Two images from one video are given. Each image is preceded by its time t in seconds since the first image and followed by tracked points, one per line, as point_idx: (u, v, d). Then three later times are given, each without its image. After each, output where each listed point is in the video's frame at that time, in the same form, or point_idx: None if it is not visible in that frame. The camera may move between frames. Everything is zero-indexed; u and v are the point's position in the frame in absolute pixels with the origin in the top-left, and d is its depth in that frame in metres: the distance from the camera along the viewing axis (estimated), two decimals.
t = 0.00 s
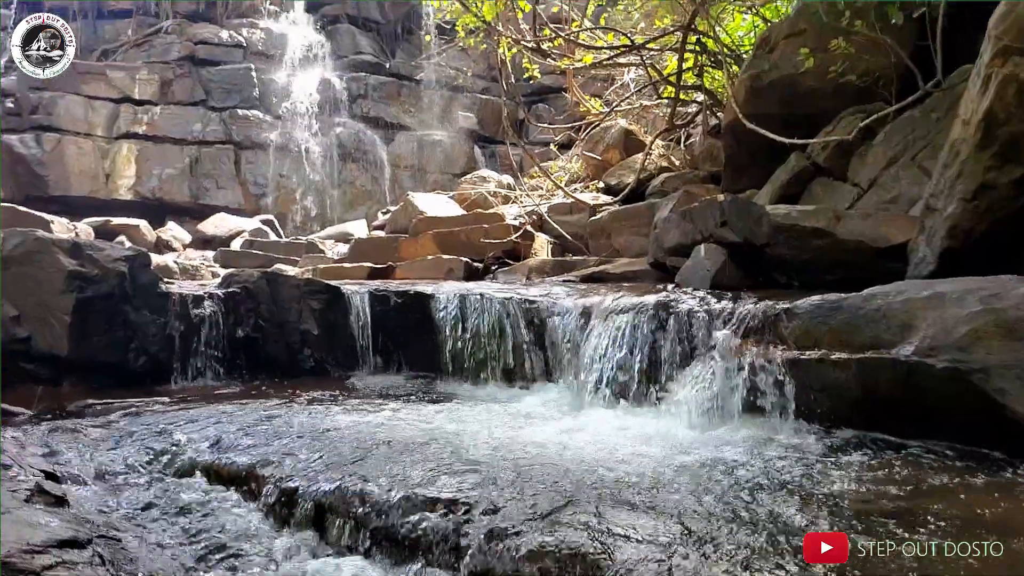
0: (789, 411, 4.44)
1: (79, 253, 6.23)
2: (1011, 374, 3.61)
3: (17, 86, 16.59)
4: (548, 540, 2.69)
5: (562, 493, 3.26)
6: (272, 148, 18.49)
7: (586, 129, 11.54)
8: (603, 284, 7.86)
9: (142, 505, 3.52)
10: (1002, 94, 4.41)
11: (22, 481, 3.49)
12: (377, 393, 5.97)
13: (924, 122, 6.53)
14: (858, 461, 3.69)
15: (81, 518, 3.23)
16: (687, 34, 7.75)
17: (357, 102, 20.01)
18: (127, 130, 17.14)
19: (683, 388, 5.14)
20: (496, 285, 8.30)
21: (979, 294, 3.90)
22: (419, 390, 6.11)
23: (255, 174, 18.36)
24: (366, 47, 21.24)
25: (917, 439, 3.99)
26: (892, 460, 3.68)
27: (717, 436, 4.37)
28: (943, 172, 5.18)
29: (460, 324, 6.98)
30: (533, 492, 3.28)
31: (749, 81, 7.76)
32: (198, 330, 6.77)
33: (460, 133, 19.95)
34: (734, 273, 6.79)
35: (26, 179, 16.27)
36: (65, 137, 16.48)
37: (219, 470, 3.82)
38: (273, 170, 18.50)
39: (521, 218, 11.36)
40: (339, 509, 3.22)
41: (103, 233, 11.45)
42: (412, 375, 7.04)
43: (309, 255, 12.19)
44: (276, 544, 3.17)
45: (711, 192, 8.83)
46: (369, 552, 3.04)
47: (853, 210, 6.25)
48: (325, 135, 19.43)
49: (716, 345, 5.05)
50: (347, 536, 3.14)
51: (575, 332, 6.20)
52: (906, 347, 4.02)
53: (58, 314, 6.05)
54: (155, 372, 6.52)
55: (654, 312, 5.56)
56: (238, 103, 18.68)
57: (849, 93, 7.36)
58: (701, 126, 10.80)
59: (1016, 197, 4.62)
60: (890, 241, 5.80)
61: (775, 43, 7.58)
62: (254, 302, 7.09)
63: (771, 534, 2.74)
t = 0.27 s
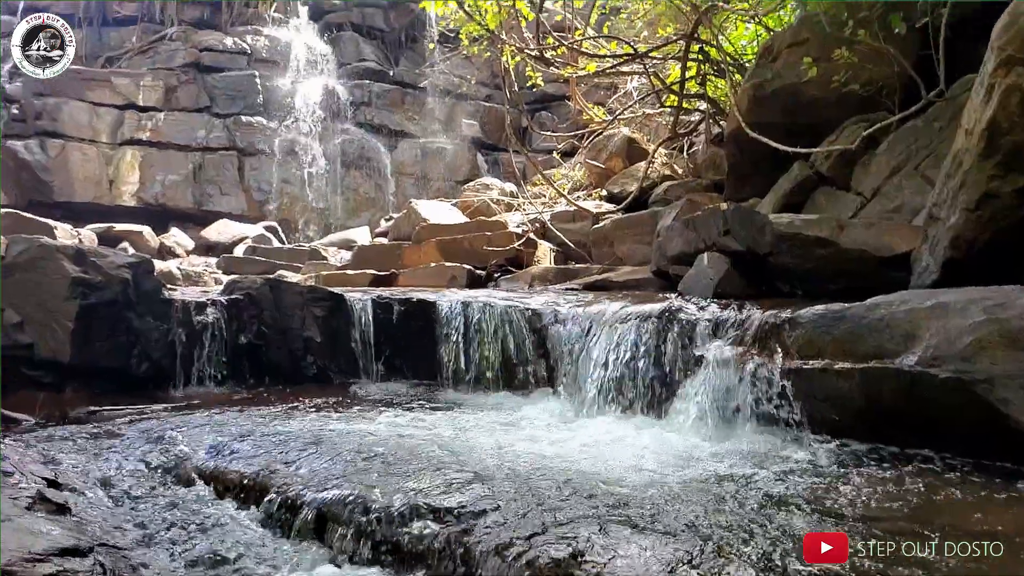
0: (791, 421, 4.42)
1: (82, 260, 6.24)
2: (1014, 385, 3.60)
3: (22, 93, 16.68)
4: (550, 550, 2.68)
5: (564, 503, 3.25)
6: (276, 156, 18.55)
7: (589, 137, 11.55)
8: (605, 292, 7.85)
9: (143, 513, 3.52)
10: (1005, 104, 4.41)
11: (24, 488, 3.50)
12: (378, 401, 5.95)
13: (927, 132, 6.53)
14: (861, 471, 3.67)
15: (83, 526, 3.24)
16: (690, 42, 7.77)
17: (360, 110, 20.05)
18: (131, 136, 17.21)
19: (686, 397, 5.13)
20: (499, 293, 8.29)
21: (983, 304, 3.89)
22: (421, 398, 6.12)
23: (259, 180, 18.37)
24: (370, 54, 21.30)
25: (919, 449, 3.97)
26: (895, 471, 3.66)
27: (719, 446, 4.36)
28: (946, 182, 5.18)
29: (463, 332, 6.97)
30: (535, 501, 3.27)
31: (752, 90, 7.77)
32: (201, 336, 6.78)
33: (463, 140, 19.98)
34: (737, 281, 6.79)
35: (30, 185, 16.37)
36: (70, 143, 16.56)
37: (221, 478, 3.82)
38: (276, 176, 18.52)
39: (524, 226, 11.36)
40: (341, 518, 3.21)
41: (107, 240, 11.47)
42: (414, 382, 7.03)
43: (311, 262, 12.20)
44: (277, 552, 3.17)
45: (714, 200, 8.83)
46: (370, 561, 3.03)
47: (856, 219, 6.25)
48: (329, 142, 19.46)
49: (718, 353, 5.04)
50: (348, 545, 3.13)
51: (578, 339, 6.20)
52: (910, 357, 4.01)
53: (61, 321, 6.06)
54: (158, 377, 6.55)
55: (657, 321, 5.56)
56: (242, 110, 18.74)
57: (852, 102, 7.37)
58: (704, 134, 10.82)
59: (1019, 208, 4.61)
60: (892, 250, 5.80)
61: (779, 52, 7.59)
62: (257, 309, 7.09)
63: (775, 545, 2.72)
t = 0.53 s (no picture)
0: (794, 432, 4.40)
1: (85, 265, 6.25)
2: (1017, 397, 3.59)
3: (27, 97, 16.81)
4: (551, 558, 2.67)
5: (566, 512, 3.24)
6: (279, 161, 18.58)
7: (592, 145, 11.58)
8: (608, 301, 7.86)
9: (144, 519, 3.51)
10: (1009, 116, 4.40)
11: (25, 495, 3.50)
12: (378, 408, 5.94)
13: (930, 142, 6.54)
14: (861, 483, 3.66)
15: (84, 533, 3.24)
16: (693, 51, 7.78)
17: (364, 116, 20.10)
18: (135, 141, 17.28)
19: (688, 407, 5.12)
20: (501, 301, 8.29)
21: (985, 315, 3.88)
22: (422, 406, 6.11)
23: (262, 186, 18.38)
24: (374, 61, 21.39)
25: (921, 461, 3.96)
26: (898, 483, 3.64)
27: (722, 456, 4.35)
28: (949, 193, 5.18)
29: (465, 340, 6.97)
30: (537, 510, 3.26)
31: (755, 99, 7.78)
32: (203, 342, 6.76)
33: (467, 147, 20.04)
34: (740, 291, 6.78)
35: (34, 189, 16.46)
36: (74, 148, 16.64)
37: (222, 485, 3.81)
38: (279, 182, 18.52)
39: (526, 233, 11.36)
40: (342, 526, 3.20)
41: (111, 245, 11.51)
42: (416, 390, 7.02)
43: (314, 268, 12.22)
44: (278, 560, 3.16)
45: (717, 209, 8.84)
46: (371, 569, 3.03)
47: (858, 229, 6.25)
48: (334, 145, 19.34)
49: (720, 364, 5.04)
50: (349, 554, 3.12)
51: (579, 349, 6.20)
52: (912, 368, 4.00)
53: (64, 326, 6.06)
54: (160, 383, 6.54)
55: (659, 330, 5.55)
56: (246, 115, 18.81)
57: (855, 112, 7.37)
58: (706, 143, 10.84)
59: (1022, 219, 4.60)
60: (895, 260, 5.79)
61: (782, 62, 7.60)
62: (260, 315, 7.08)
63: (777, 556, 2.72)
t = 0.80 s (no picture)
0: (797, 442, 4.38)
1: (88, 271, 6.25)
2: (1020, 408, 3.58)
3: (31, 103, 16.87)
4: (552, 568, 2.66)
5: (567, 521, 3.23)
6: (282, 168, 18.62)
7: (594, 153, 11.58)
8: (610, 309, 7.85)
9: (145, 528, 3.50)
10: (1011, 126, 4.40)
11: (26, 503, 3.49)
12: (378, 416, 5.93)
13: (933, 151, 6.53)
14: (864, 493, 3.65)
15: (85, 542, 3.23)
16: (696, 59, 7.79)
17: (367, 123, 20.15)
18: (138, 147, 17.33)
19: (690, 416, 5.10)
20: (503, 308, 8.30)
21: (988, 325, 3.87)
22: (424, 413, 6.10)
23: (264, 192, 18.41)
24: (377, 69, 21.47)
25: (924, 472, 3.95)
26: (900, 494, 3.64)
27: (724, 466, 4.34)
28: (952, 203, 5.18)
29: (467, 348, 6.97)
30: (538, 520, 3.25)
31: (757, 108, 7.79)
32: (205, 349, 6.76)
33: (469, 154, 20.09)
34: (742, 300, 6.77)
35: (37, 195, 16.51)
36: (77, 154, 16.69)
37: (223, 493, 3.81)
38: (282, 188, 18.57)
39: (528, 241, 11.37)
40: (343, 534, 3.19)
41: (114, 251, 11.53)
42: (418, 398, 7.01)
43: (316, 275, 12.23)
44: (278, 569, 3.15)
45: (719, 218, 8.84)
46: None
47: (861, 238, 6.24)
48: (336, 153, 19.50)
49: (722, 373, 5.03)
50: (349, 563, 3.11)
51: (581, 357, 6.20)
52: (915, 378, 3.99)
53: (66, 332, 6.06)
54: (162, 390, 6.53)
55: (661, 339, 5.55)
56: (249, 122, 18.87)
57: (857, 120, 7.37)
58: (709, 151, 10.85)
59: None
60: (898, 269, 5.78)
61: (785, 71, 7.61)
62: (262, 322, 7.07)
63: (780, 567, 2.71)
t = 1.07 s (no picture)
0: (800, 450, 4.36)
1: (90, 279, 6.26)
2: None
3: (34, 110, 16.94)
4: None
5: (570, 529, 3.22)
6: (283, 174, 18.63)
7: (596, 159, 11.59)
8: (611, 316, 7.85)
9: (147, 536, 3.50)
10: (1013, 134, 4.40)
11: (28, 512, 3.49)
12: (377, 423, 5.92)
13: (934, 158, 6.54)
14: (868, 501, 3.64)
15: (86, 551, 3.23)
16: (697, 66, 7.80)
17: (369, 129, 20.17)
18: (140, 154, 17.38)
19: (692, 424, 5.09)
20: (504, 315, 8.28)
21: (991, 333, 3.87)
22: (426, 421, 6.09)
23: (266, 199, 18.43)
24: (379, 76, 21.53)
25: (927, 480, 3.94)
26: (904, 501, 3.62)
27: (727, 473, 4.32)
28: (954, 211, 5.18)
29: (469, 355, 6.97)
30: (541, 528, 3.24)
31: (759, 115, 7.80)
32: (207, 356, 6.75)
33: (471, 161, 20.12)
34: (744, 307, 6.77)
35: (40, 202, 16.55)
36: (79, 160, 16.75)
37: (225, 501, 3.80)
38: (284, 195, 18.60)
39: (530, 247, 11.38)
40: (345, 543, 3.18)
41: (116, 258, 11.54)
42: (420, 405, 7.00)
43: (318, 281, 12.23)
44: None
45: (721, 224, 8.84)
46: None
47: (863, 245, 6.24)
48: (337, 163, 19.48)
49: (724, 380, 5.01)
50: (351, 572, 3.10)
51: (583, 365, 6.19)
52: (918, 386, 3.99)
53: (68, 340, 6.07)
54: (164, 398, 6.52)
55: (663, 346, 5.53)
56: (251, 129, 18.91)
57: (858, 127, 7.37)
58: (710, 158, 10.86)
59: None
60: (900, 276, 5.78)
61: (786, 78, 7.63)
62: (264, 329, 7.06)
63: None
